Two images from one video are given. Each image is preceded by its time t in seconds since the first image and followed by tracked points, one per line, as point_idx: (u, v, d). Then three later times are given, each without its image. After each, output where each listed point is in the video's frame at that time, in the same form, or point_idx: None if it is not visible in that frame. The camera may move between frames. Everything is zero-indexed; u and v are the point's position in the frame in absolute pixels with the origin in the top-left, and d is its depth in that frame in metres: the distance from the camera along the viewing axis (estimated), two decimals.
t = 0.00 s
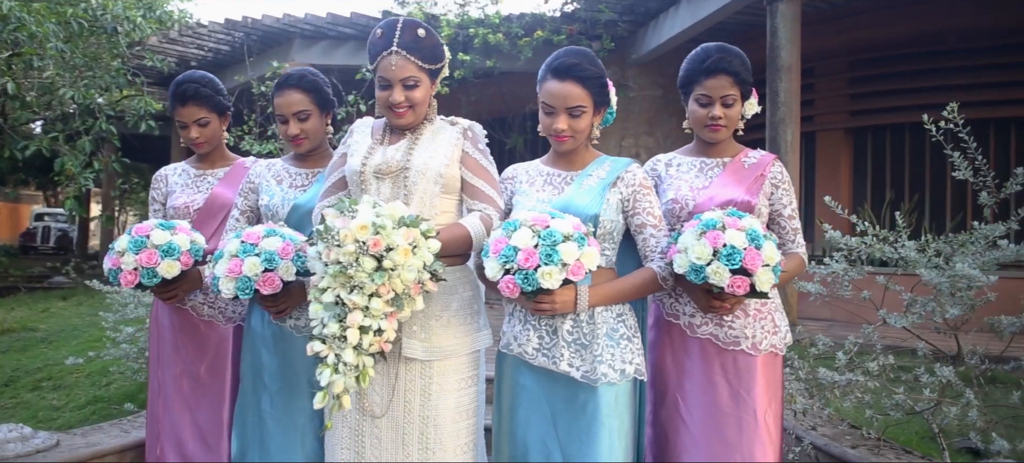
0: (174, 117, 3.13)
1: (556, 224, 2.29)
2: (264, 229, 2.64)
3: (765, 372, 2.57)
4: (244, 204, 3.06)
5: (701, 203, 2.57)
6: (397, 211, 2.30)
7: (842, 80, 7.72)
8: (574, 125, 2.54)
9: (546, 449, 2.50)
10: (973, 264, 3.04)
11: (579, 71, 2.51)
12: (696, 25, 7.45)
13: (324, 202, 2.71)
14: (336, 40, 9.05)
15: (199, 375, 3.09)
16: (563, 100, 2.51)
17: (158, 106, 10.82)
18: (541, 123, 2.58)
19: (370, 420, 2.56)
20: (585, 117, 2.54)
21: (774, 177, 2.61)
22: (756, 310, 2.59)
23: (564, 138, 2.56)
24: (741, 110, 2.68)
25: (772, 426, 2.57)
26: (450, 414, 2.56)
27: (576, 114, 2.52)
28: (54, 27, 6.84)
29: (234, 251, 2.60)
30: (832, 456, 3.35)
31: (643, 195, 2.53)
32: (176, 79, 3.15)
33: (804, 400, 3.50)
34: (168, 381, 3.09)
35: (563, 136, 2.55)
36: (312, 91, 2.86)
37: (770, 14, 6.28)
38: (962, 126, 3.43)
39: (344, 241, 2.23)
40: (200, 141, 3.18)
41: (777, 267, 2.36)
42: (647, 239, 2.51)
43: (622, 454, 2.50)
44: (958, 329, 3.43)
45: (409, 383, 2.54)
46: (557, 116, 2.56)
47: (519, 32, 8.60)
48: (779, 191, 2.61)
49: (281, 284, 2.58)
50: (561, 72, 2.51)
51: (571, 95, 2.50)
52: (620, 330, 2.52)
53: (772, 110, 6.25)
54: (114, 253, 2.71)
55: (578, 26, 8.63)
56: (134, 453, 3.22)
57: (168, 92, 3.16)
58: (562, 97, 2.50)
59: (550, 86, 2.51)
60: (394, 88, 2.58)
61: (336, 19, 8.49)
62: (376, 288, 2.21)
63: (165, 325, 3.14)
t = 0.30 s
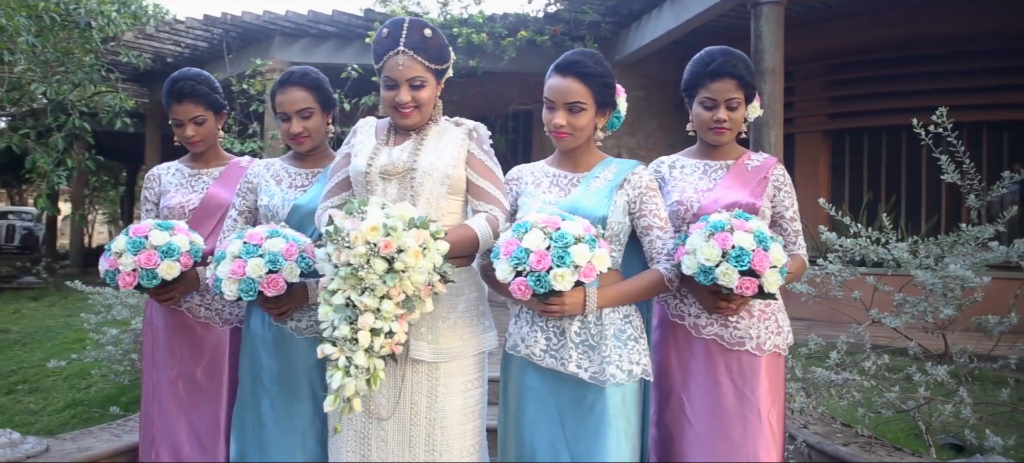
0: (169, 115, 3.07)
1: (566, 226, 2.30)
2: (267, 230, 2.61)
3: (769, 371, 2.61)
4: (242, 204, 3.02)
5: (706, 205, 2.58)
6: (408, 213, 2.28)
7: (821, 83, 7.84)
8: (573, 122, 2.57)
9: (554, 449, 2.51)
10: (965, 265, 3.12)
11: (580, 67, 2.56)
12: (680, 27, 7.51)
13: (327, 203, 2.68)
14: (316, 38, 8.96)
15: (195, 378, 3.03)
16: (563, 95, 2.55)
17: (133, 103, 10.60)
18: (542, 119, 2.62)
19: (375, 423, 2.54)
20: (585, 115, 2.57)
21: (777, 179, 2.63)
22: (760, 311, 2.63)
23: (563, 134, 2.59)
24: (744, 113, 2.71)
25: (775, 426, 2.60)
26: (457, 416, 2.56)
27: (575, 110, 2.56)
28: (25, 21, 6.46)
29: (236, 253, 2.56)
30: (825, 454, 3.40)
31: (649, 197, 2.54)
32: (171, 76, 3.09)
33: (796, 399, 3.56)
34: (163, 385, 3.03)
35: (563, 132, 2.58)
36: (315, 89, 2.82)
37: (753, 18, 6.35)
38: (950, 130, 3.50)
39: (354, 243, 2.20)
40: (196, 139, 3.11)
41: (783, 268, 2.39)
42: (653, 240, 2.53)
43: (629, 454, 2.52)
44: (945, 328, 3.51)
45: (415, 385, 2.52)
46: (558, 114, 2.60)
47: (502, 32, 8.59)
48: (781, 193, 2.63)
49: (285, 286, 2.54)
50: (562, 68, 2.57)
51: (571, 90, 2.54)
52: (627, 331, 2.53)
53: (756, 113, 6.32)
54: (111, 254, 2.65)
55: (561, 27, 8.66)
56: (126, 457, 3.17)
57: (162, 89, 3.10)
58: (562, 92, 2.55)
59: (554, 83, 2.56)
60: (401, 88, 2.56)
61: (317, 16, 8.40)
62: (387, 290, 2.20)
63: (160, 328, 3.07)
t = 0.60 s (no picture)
0: (170, 113, 3.03)
1: (580, 228, 2.31)
2: (275, 231, 2.59)
3: (775, 372, 2.66)
4: (244, 205, 3.00)
5: (714, 208, 2.61)
6: (422, 215, 2.27)
7: (803, 86, 7.94)
8: (574, 119, 2.61)
9: (565, 450, 2.53)
10: (960, 267, 3.20)
11: (584, 65, 2.63)
12: (666, 30, 7.57)
13: (335, 205, 2.66)
14: (299, 36, 8.86)
15: (196, 383, 2.98)
16: (566, 92, 2.61)
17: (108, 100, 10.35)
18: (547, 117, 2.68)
19: (386, 426, 2.53)
20: (586, 112, 2.61)
21: (782, 183, 2.66)
22: (767, 312, 2.68)
23: (564, 132, 2.63)
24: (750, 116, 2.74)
25: (780, 425, 2.65)
26: (468, 418, 2.56)
27: (576, 107, 2.60)
28: None
29: (244, 255, 2.54)
30: (820, 452, 3.48)
31: (658, 200, 2.57)
32: (170, 74, 3.04)
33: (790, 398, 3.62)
34: (163, 390, 2.98)
35: (563, 129, 2.62)
36: (322, 87, 2.80)
37: (739, 22, 6.43)
38: (941, 135, 3.58)
39: (370, 245, 2.19)
40: (198, 137, 3.07)
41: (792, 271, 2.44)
42: (663, 243, 2.55)
43: (639, 454, 2.54)
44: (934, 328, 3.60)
45: (426, 387, 2.52)
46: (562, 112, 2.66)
47: (487, 32, 8.57)
48: (786, 196, 2.66)
49: (295, 288, 2.53)
50: (567, 66, 2.65)
51: (574, 87, 2.60)
52: (637, 333, 2.56)
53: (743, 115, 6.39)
54: (115, 256, 2.61)
55: (547, 29, 8.68)
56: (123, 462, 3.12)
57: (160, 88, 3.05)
58: (564, 89, 2.61)
59: (559, 81, 2.64)
60: (411, 89, 2.55)
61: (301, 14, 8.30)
62: (404, 293, 2.18)
63: (158, 332, 3.02)
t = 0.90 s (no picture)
0: (177, 109, 2.96)
1: (592, 231, 2.34)
2: (282, 233, 2.58)
3: (777, 372, 2.72)
4: (246, 207, 2.98)
5: (719, 210, 2.67)
6: (436, 218, 2.28)
7: (783, 89, 8.03)
8: (575, 119, 2.63)
9: (574, 450, 2.55)
10: (950, 268, 3.29)
11: (587, 67, 2.66)
12: (650, 33, 7.64)
13: (343, 207, 2.66)
14: (281, 34, 8.75)
15: (195, 386, 2.95)
16: (569, 93, 2.64)
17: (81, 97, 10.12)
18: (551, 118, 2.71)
19: (396, 428, 2.53)
20: (587, 112, 2.62)
21: (784, 187, 2.72)
22: (770, 313, 2.74)
23: (566, 132, 2.65)
24: (751, 120, 2.81)
25: (782, 424, 2.71)
26: (477, 418, 2.58)
27: (577, 107, 2.62)
28: None
29: (253, 257, 2.53)
30: (813, 450, 3.58)
31: (665, 203, 2.61)
32: (169, 73, 2.99)
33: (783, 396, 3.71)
34: (162, 393, 2.93)
35: (565, 129, 2.64)
36: (330, 87, 2.81)
37: (724, 26, 6.51)
38: (929, 139, 3.68)
39: (385, 248, 2.19)
40: (206, 133, 3.02)
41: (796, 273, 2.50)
42: (669, 245, 2.60)
43: (645, 454, 2.58)
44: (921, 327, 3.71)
45: (436, 388, 2.53)
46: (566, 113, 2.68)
47: (471, 33, 8.55)
48: (788, 199, 2.71)
49: (304, 290, 2.52)
50: (571, 69, 2.68)
51: (577, 87, 2.63)
52: (644, 334, 2.60)
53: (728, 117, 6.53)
54: (120, 258, 2.59)
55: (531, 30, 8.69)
56: None
57: (157, 88, 2.98)
58: (568, 90, 2.64)
59: (565, 82, 2.66)
60: (421, 91, 2.56)
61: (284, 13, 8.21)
62: (419, 295, 2.19)
63: (158, 334, 2.98)
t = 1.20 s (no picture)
0: (177, 105, 2.93)
1: (600, 233, 2.37)
2: (287, 234, 2.57)
3: (775, 372, 2.78)
4: (245, 208, 2.94)
5: (719, 212, 2.72)
6: (447, 220, 2.29)
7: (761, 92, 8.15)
8: (579, 120, 2.64)
9: (578, 449, 2.58)
10: (937, 269, 3.38)
11: (591, 70, 2.67)
12: (633, 35, 7.71)
13: (346, 208, 2.64)
14: (260, 32, 8.63)
15: (193, 388, 2.91)
16: (572, 94, 2.66)
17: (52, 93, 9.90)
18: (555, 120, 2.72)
19: (401, 429, 2.53)
20: (591, 114, 2.63)
21: (783, 190, 2.78)
22: (769, 314, 2.80)
23: (570, 133, 2.66)
24: (748, 122, 2.87)
25: (780, 422, 2.76)
26: (482, 419, 2.59)
27: (581, 108, 2.64)
28: None
29: (257, 258, 2.50)
30: (801, 446, 3.67)
31: (667, 206, 2.65)
32: (167, 71, 2.97)
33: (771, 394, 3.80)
34: (158, 397, 2.89)
35: (568, 130, 2.65)
36: (333, 86, 2.83)
37: (708, 29, 6.60)
38: (914, 143, 3.78)
39: (398, 250, 2.19)
40: (206, 129, 3.00)
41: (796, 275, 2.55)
42: (671, 247, 2.64)
43: (648, 453, 2.61)
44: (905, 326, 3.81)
45: (442, 390, 2.54)
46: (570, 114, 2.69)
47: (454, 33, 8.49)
48: (786, 202, 2.77)
49: (310, 292, 2.51)
50: (575, 71, 2.69)
51: (580, 89, 2.64)
52: (648, 334, 2.64)
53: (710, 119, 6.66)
54: (122, 261, 2.57)
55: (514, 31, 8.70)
56: None
57: (155, 85, 2.95)
58: (571, 91, 2.66)
59: (569, 84, 2.67)
60: (427, 94, 2.56)
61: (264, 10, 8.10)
62: (431, 297, 2.20)
63: (154, 337, 2.93)
